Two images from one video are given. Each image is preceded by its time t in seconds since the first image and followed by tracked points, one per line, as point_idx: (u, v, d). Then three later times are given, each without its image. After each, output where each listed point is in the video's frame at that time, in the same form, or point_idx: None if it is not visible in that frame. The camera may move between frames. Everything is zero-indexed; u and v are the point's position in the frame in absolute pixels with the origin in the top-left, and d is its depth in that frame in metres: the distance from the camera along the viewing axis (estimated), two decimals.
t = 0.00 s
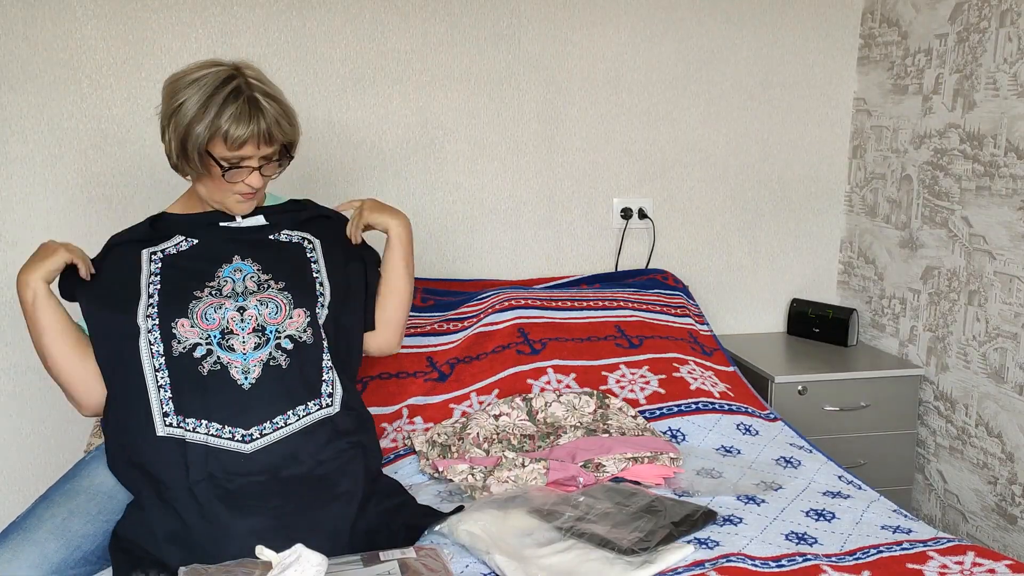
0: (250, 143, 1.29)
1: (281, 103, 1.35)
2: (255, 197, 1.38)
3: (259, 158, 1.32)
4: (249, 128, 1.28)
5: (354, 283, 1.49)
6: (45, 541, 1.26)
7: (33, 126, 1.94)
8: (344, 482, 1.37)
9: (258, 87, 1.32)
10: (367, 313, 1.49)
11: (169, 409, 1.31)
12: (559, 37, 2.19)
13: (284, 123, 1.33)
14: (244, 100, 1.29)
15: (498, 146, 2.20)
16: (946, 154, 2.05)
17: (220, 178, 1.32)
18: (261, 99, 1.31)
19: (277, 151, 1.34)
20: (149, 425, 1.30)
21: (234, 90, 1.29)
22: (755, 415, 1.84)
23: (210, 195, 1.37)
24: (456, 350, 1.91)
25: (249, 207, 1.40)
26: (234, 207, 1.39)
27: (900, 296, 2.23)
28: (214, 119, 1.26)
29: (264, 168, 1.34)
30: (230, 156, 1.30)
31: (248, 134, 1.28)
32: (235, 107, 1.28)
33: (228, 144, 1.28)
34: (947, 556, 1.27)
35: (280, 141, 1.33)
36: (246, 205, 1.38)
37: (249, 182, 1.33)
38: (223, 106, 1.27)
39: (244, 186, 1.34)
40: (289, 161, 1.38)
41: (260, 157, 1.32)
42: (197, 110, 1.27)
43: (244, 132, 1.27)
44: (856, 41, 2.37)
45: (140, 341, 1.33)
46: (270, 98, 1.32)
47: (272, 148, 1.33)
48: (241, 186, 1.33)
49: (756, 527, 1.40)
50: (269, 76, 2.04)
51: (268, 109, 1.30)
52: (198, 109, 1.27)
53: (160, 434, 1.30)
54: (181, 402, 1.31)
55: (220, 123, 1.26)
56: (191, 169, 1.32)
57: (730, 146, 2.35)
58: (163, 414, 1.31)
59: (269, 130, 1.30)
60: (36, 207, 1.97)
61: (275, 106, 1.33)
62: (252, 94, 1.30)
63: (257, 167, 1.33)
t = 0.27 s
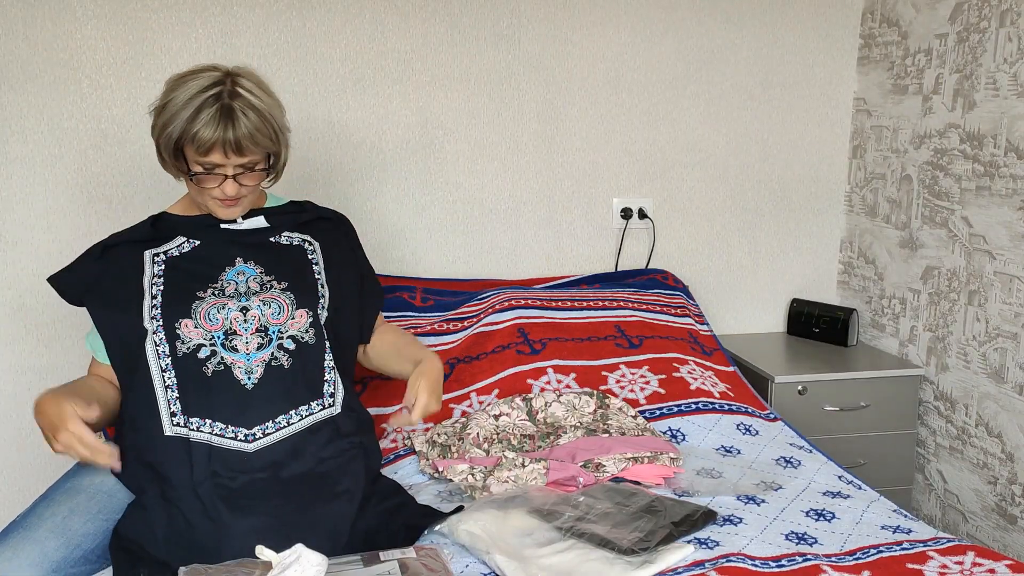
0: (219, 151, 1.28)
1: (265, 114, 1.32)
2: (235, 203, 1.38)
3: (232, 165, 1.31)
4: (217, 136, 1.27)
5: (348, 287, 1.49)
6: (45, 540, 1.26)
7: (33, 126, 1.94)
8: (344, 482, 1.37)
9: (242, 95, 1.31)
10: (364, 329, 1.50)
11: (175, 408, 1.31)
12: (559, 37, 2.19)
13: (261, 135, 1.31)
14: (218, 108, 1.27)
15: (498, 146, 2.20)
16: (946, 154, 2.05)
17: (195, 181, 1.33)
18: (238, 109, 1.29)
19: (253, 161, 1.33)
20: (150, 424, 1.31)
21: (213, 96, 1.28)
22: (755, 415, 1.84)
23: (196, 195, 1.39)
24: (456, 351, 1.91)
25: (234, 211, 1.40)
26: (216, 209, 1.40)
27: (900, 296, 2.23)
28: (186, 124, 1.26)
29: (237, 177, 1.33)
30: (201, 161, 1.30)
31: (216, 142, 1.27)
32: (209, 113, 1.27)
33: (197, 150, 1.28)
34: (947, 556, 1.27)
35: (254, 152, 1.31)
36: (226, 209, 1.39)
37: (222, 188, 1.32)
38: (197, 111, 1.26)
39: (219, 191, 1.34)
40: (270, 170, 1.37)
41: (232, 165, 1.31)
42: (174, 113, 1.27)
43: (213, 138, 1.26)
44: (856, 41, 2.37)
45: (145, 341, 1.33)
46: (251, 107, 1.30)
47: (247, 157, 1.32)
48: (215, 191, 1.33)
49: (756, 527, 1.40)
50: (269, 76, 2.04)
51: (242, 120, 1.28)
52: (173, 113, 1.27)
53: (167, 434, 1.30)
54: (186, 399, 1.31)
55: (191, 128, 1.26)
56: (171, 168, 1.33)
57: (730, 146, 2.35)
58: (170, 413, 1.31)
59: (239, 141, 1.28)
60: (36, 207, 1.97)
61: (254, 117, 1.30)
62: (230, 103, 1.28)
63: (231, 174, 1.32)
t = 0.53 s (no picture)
0: (204, 159, 1.28)
1: (256, 123, 1.30)
2: (230, 210, 1.38)
3: (220, 172, 1.30)
4: (201, 144, 1.26)
5: (349, 292, 1.51)
6: (46, 538, 1.26)
7: (33, 126, 1.94)
8: (345, 482, 1.37)
9: (232, 103, 1.29)
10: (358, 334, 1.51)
11: (180, 412, 1.32)
12: (559, 37, 2.19)
13: (248, 144, 1.29)
14: (205, 116, 1.26)
15: (498, 146, 2.20)
16: (946, 154, 2.05)
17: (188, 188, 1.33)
18: (225, 117, 1.27)
19: (242, 169, 1.31)
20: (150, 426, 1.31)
21: (203, 102, 1.27)
22: (755, 415, 1.84)
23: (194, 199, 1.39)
24: (456, 351, 1.91)
25: (230, 218, 1.40)
26: (213, 216, 1.40)
27: (900, 296, 2.23)
28: (175, 130, 1.26)
29: (226, 184, 1.31)
30: (190, 167, 1.29)
31: (200, 149, 1.26)
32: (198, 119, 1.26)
33: (184, 157, 1.27)
34: (947, 556, 1.27)
35: (241, 160, 1.30)
36: (222, 216, 1.39)
37: (211, 195, 1.32)
38: (186, 118, 1.26)
39: (211, 198, 1.33)
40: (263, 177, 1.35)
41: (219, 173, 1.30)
42: (165, 119, 1.27)
43: (199, 145, 1.26)
44: (856, 41, 2.37)
45: (150, 344, 1.34)
46: (241, 114, 1.28)
47: (236, 164, 1.30)
48: (206, 197, 1.33)
49: (756, 527, 1.40)
50: (269, 76, 2.04)
51: (228, 128, 1.26)
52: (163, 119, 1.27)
53: (172, 437, 1.32)
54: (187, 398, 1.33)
55: (179, 134, 1.26)
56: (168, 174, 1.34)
57: (730, 146, 2.35)
58: (175, 417, 1.32)
59: (224, 149, 1.27)
60: (36, 207, 1.97)
61: (242, 126, 1.28)
62: (217, 111, 1.27)
63: (219, 182, 1.31)
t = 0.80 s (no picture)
0: (185, 161, 1.27)
1: (239, 127, 1.28)
2: (222, 211, 1.37)
3: (203, 175, 1.29)
4: (181, 147, 1.25)
5: (351, 294, 1.51)
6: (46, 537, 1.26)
7: (33, 126, 1.94)
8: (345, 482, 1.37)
9: (217, 107, 1.27)
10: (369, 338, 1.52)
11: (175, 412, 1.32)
12: (559, 37, 2.19)
13: (229, 147, 1.27)
14: (186, 118, 1.25)
15: (498, 146, 2.20)
16: (946, 154, 2.05)
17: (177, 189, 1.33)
18: (206, 121, 1.26)
19: (224, 173, 1.30)
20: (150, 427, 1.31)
21: (188, 103, 1.27)
22: (755, 415, 1.84)
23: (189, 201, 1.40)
24: (456, 351, 1.91)
25: (222, 220, 1.39)
26: (208, 217, 1.39)
27: (900, 296, 2.23)
28: (159, 130, 1.26)
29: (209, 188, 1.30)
30: (174, 169, 1.29)
31: (180, 152, 1.25)
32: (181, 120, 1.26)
33: (167, 159, 1.27)
34: (947, 556, 1.27)
35: (222, 164, 1.28)
36: (215, 217, 1.38)
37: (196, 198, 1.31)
38: (170, 118, 1.26)
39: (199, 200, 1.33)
40: (249, 179, 1.33)
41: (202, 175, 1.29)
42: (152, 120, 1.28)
43: (179, 144, 1.25)
44: (856, 41, 2.37)
45: (150, 344, 1.35)
46: (224, 117, 1.27)
47: (219, 166, 1.29)
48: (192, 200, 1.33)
49: (756, 527, 1.40)
50: (269, 76, 2.03)
51: (207, 132, 1.25)
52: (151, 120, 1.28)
53: (161, 438, 1.31)
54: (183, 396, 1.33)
55: (162, 135, 1.26)
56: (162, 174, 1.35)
57: (730, 146, 2.35)
58: (167, 417, 1.32)
59: (202, 152, 1.26)
60: (36, 207, 1.97)
61: (224, 130, 1.27)
62: (199, 114, 1.26)
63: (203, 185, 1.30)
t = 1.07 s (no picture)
0: (154, 159, 1.28)
1: (207, 128, 1.27)
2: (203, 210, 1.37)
3: (174, 174, 1.30)
4: (150, 145, 1.26)
5: (353, 293, 1.51)
6: (47, 539, 1.26)
7: (33, 126, 1.94)
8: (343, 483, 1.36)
9: (188, 107, 1.27)
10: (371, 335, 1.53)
11: (171, 412, 1.31)
12: (559, 37, 2.19)
13: (195, 148, 1.27)
14: (158, 117, 1.26)
15: (498, 146, 2.20)
16: (946, 154, 2.05)
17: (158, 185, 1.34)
18: (174, 120, 1.25)
19: (195, 173, 1.29)
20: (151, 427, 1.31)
21: (163, 101, 1.28)
22: (755, 415, 1.84)
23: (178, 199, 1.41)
24: (456, 351, 1.91)
25: (206, 218, 1.40)
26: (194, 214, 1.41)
27: (900, 296, 2.23)
28: (134, 128, 1.28)
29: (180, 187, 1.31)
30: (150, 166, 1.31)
31: (149, 149, 1.26)
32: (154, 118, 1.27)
33: (142, 155, 1.29)
34: (947, 556, 1.27)
35: (189, 164, 1.28)
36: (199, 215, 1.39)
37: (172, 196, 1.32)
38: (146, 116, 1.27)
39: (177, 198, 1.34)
40: (221, 181, 1.32)
41: (173, 174, 1.29)
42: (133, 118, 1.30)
43: (147, 143, 1.26)
44: (856, 41, 2.37)
45: (147, 342, 1.34)
46: (193, 118, 1.26)
47: (186, 166, 1.28)
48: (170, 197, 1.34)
49: (756, 527, 1.40)
50: (269, 76, 2.04)
51: (174, 131, 1.25)
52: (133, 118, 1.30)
53: (159, 436, 1.30)
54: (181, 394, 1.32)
55: (136, 133, 1.27)
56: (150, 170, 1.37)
57: (730, 146, 2.35)
58: (164, 416, 1.31)
59: (167, 151, 1.26)
60: (36, 207, 1.97)
61: (190, 130, 1.26)
62: (169, 113, 1.26)
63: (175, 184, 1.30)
